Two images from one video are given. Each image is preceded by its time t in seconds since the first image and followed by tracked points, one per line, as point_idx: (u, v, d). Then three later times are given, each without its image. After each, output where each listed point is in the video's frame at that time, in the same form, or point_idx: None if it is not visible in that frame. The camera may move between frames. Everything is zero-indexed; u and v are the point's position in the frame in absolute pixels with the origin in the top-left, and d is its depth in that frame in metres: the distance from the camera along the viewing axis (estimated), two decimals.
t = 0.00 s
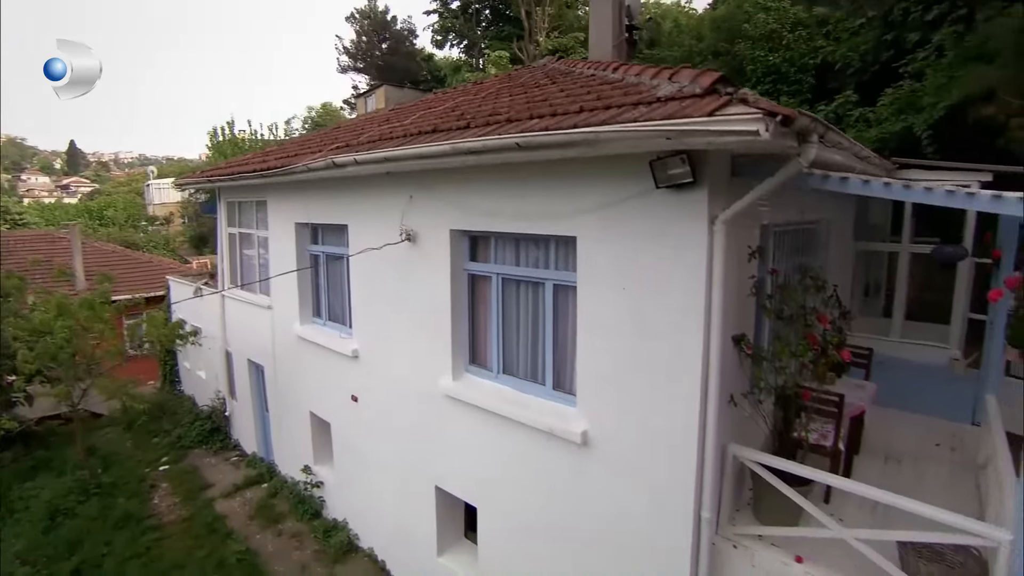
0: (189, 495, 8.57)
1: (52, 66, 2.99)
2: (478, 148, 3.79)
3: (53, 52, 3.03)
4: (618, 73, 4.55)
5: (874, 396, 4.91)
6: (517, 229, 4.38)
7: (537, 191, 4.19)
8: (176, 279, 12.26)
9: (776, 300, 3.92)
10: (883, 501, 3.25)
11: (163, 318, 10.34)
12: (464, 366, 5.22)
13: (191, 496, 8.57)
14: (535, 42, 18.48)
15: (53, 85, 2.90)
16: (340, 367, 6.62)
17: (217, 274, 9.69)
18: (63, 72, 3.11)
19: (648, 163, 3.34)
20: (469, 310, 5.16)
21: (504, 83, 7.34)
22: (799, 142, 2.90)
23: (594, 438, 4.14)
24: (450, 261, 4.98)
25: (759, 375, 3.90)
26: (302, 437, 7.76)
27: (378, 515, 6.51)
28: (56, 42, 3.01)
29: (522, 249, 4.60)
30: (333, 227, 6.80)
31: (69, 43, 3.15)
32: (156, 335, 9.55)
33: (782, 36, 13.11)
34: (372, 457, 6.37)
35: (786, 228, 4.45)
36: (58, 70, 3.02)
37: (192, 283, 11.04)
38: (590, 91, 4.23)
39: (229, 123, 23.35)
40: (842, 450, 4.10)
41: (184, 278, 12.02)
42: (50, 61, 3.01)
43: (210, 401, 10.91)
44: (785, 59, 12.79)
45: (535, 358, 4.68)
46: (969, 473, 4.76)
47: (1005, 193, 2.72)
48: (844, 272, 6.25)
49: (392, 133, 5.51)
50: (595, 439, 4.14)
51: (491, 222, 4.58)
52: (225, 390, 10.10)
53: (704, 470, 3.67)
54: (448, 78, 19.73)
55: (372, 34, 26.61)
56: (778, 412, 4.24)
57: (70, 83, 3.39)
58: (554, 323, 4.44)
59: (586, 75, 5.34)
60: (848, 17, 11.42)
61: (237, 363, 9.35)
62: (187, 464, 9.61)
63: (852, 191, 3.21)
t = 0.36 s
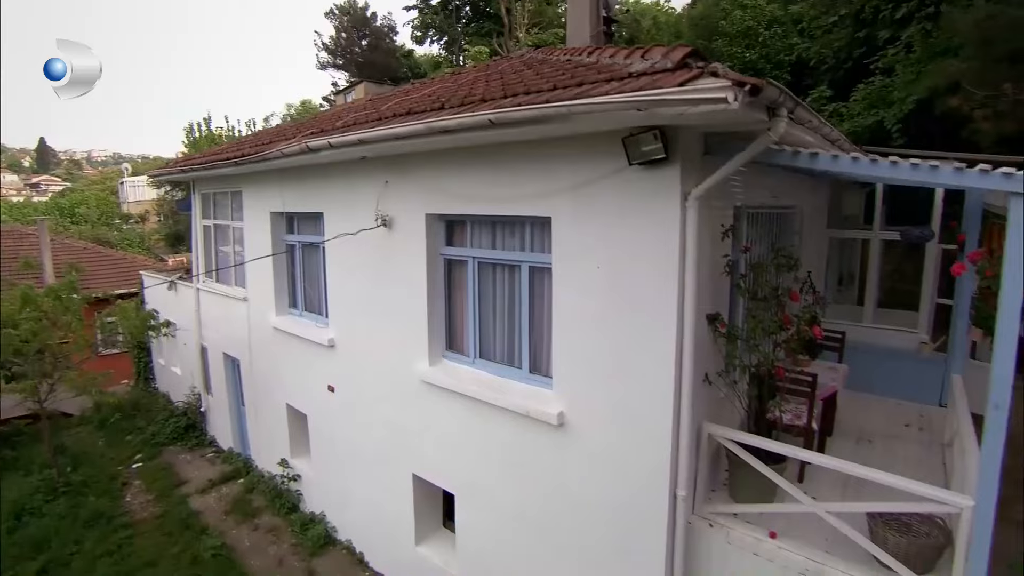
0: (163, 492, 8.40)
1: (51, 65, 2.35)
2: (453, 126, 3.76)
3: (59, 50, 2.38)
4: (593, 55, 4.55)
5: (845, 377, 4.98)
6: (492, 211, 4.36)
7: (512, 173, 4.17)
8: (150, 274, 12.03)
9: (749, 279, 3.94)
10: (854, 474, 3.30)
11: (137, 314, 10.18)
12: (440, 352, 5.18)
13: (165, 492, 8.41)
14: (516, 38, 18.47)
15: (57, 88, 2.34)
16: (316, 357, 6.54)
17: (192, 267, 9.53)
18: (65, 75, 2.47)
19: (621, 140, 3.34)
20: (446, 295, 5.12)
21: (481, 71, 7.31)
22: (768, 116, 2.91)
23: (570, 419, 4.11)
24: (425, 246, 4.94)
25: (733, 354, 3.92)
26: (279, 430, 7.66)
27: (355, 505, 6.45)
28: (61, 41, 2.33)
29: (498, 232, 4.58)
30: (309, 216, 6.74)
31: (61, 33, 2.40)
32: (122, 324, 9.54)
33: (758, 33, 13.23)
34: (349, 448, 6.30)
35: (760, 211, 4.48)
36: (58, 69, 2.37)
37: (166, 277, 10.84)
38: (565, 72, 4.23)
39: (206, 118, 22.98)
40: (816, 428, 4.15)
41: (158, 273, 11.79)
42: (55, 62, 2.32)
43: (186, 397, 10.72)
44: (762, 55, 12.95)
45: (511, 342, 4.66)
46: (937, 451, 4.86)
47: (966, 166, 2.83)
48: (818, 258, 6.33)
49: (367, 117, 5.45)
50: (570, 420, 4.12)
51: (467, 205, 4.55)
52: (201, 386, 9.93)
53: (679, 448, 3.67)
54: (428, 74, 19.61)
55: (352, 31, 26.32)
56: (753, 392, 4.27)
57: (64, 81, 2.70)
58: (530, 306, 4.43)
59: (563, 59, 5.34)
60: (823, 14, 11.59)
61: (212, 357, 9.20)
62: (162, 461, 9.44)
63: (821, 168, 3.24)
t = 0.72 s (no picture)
0: (137, 489, 8.24)
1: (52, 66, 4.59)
2: (428, 105, 3.74)
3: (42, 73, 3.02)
4: (571, 38, 4.55)
5: (821, 361, 5.04)
6: (469, 194, 4.34)
7: (488, 155, 4.15)
8: (124, 270, 11.81)
9: (725, 259, 3.95)
10: (832, 450, 3.31)
11: (110, 309, 9.98)
12: (419, 339, 5.15)
13: (139, 489, 8.24)
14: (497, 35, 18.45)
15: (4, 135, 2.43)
16: (294, 348, 6.47)
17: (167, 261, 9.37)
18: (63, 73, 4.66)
19: (596, 116, 3.32)
20: (424, 282, 5.09)
21: (460, 59, 7.27)
22: (741, 91, 2.93)
23: (547, 401, 4.09)
24: (402, 230, 4.90)
25: (709, 334, 3.93)
26: (257, 424, 7.57)
27: (334, 498, 6.38)
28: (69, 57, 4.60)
29: (475, 216, 4.56)
30: (285, 205, 6.66)
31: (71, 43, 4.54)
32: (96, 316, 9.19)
33: (737, 30, 13.39)
34: (328, 439, 6.23)
35: (736, 195, 4.50)
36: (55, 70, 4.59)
37: (140, 272, 10.65)
38: (541, 53, 4.21)
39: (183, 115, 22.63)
40: (792, 408, 4.18)
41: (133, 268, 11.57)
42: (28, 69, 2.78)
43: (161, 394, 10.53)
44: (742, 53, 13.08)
45: (489, 326, 4.63)
46: (910, 433, 4.92)
47: (933, 141, 2.86)
48: (793, 246, 6.40)
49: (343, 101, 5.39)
50: (548, 402, 4.09)
51: (443, 188, 4.53)
52: (177, 382, 9.77)
53: (656, 428, 3.66)
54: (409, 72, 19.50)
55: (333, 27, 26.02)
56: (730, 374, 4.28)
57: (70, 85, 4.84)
58: (507, 289, 4.41)
59: (541, 44, 5.32)
60: (800, 12, 11.74)
61: (188, 351, 9.05)
62: (136, 458, 9.27)
63: (794, 145, 3.27)
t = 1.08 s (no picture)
0: (115, 487, 8.09)
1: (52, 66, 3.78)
2: (406, 85, 3.70)
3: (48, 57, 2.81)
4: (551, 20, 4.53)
5: (802, 346, 5.07)
6: (449, 178, 4.32)
7: (468, 137, 4.13)
8: (102, 265, 11.60)
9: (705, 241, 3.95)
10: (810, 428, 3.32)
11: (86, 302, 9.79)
12: (399, 326, 5.10)
13: (117, 487, 8.10)
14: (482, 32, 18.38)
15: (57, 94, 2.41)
16: (275, 339, 6.39)
17: (146, 255, 9.22)
18: (64, 74, 3.94)
19: (574, 94, 3.31)
20: (405, 269, 5.05)
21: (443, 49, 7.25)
22: (718, 68, 2.94)
23: (528, 385, 4.07)
24: (382, 217, 4.87)
25: (689, 316, 3.93)
26: (237, 418, 7.47)
27: (315, 490, 6.31)
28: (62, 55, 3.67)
29: (456, 201, 4.54)
30: (266, 195, 6.58)
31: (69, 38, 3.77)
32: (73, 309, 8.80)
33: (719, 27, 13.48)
34: (309, 431, 6.16)
35: (717, 180, 4.51)
36: (57, 70, 3.79)
37: (118, 266, 10.46)
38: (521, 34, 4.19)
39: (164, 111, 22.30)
40: (772, 391, 4.19)
41: (110, 263, 11.37)
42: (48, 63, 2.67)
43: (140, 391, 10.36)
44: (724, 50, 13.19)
45: (470, 312, 4.61)
46: (890, 418, 4.96)
47: (906, 116, 2.87)
48: (774, 235, 6.45)
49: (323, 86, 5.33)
50: (528, 386, 4.07)
51: (424, 173, 4.49)
52: (156, 378, 9.62)
53: (637, 409, 3.65)
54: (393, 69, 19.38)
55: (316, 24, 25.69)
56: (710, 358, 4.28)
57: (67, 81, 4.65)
58: (488, 274, 4.39)
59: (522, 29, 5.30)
60: (781, 9, 11.86)
61: (168, 346, 8.91)
62: (114, 456, 9.11)
63: (772, 124, 3.28)
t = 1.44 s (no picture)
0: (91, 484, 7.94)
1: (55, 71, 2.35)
2: (382, 65, 3.65)
3: (55, 47, 2.12)
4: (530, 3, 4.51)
5: (783, 331, 5.08)
6: (429, 162, 4.28)
7: (448, 119, 4.09)
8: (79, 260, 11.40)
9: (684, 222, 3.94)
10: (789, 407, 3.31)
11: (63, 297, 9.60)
12: (380, 314, 5.05)
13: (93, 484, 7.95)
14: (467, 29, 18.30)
15: (55, 85, 1.89)
16: (255, 330, 6.30)
17: (124, 248, 9.06)
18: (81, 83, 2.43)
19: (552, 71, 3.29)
20: (385, 256, 5.01)
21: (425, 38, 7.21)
22: (694, 43, 2.93)
23: (508, 368, 4.03)
24: (361, 203, 4.82)
25: (669, 297, 3.91)
26: (217, 411, 7.36)
27: (296, 483, 6.24)
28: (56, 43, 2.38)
29: (436, 186, 4.50)
30: (246, 185, 6.50)
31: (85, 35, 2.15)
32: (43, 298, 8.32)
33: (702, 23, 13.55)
34: (290, 422, 6.08)
35: (699, 165, 4.51)
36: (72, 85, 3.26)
37: (96, 261, 10.28)
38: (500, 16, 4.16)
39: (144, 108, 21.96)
40: (752, 374, 4.18)
41: (87, 258, 11.17)
42: (44, 58, 1.99)
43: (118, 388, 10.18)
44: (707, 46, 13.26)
45: (450, 297, 4.57)
46: (868, 403, 4.99)
47: (880, 92, 2.87)
48: (756, 225, 6.47)
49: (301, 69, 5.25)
50: (508, 369, 4.03)
51: (403, 157, 4.45)
52: (135, 374, 9.45)
53: (617, 391, 3.62)
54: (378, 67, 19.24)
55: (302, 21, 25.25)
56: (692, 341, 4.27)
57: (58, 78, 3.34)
58: (468, 258, 4.35)
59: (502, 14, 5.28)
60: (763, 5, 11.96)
61: (147, 341, 8.76)
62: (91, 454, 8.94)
63: (749, 102, 3.27)
